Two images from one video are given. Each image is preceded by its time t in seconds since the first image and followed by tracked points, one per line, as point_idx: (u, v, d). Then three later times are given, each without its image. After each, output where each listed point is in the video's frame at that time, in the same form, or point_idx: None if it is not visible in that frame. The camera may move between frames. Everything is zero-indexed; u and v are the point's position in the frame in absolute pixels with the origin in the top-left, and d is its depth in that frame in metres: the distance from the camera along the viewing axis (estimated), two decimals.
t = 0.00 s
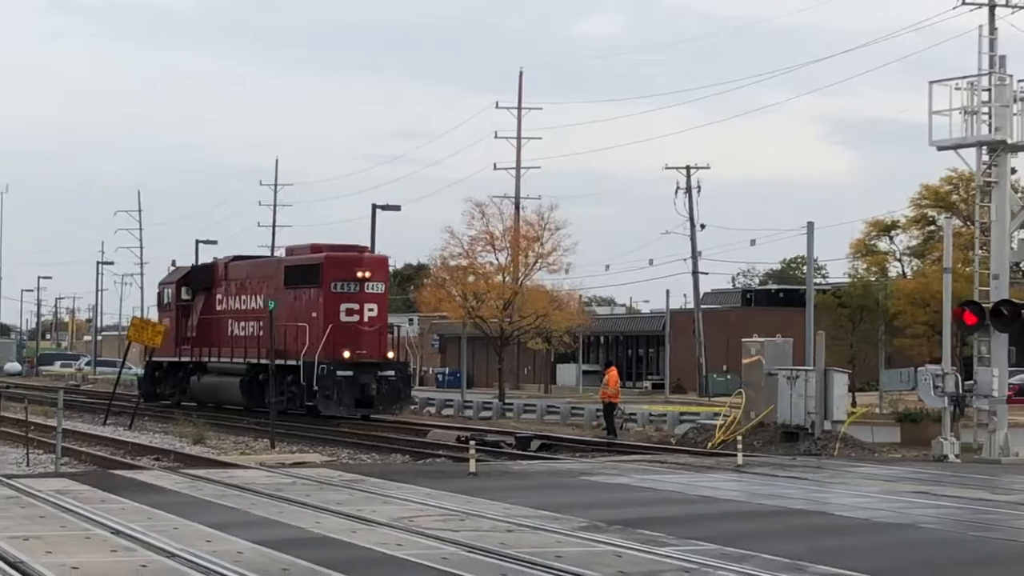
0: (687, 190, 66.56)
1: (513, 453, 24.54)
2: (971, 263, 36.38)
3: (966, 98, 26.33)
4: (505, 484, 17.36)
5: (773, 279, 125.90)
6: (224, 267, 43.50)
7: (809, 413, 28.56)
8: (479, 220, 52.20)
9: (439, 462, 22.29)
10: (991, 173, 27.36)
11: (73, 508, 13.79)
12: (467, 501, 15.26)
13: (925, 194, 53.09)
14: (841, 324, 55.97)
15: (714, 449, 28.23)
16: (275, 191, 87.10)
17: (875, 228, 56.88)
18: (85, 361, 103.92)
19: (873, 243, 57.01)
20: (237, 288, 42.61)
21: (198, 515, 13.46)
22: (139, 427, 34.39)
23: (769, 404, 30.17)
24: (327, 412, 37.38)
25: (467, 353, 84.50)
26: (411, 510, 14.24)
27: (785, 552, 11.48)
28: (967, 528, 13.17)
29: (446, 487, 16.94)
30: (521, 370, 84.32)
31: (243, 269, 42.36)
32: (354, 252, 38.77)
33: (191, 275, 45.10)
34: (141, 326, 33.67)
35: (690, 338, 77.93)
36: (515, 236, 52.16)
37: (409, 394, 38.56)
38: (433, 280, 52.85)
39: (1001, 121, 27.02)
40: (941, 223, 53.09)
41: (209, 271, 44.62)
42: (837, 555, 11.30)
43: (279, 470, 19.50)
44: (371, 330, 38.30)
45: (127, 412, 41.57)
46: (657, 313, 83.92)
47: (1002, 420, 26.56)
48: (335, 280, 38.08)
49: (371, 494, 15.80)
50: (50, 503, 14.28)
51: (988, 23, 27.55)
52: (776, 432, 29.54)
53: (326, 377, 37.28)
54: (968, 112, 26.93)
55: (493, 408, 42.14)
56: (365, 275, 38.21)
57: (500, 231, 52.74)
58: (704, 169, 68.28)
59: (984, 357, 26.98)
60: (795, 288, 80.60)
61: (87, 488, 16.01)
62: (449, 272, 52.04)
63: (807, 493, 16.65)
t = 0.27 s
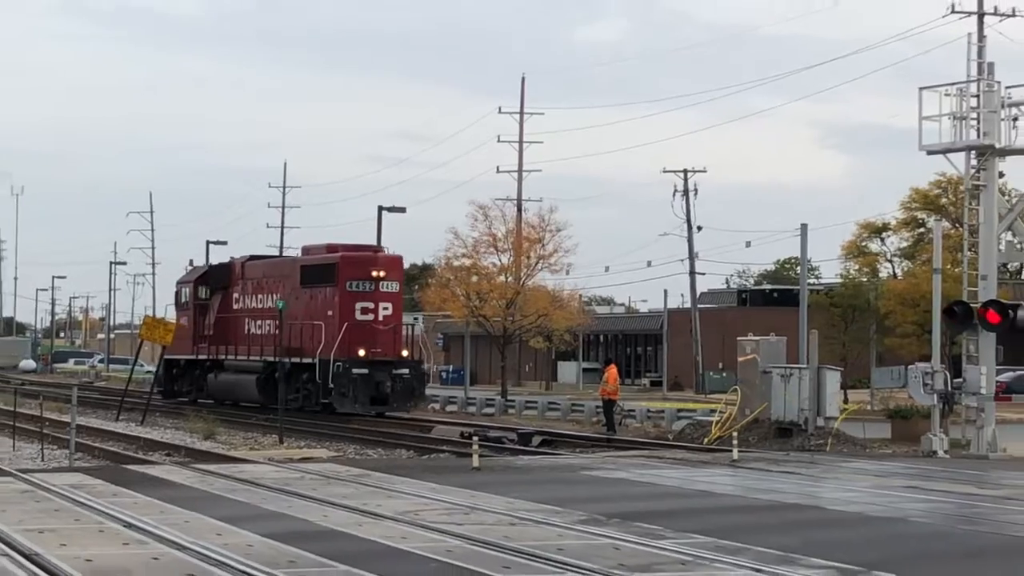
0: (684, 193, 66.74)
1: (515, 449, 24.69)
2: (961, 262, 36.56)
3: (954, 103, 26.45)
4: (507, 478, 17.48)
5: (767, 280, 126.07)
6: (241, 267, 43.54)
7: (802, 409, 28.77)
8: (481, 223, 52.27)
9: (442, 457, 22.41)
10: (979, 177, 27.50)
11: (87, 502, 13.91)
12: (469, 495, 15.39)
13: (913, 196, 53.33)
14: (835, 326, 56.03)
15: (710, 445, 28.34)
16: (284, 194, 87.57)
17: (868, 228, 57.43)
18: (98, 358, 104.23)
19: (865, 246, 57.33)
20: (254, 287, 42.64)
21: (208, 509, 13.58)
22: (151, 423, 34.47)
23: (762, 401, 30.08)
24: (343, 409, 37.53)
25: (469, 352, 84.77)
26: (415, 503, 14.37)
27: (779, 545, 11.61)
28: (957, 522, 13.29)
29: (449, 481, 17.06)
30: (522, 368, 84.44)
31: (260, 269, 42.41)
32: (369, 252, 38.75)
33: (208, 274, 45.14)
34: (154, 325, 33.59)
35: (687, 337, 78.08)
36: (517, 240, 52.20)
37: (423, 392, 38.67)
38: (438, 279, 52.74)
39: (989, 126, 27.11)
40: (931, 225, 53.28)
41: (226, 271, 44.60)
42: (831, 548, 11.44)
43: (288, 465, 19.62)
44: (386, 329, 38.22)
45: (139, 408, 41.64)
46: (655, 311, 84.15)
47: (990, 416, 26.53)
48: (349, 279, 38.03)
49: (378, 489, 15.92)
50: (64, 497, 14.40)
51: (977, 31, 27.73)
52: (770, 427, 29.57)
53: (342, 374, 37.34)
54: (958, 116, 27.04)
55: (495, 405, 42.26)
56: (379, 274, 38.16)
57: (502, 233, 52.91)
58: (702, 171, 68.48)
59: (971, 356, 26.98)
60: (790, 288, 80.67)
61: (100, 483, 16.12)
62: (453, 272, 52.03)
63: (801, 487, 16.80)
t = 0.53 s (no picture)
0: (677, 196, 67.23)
1: (517, 442, 24.95)
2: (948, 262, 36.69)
3: (934, 113, 26.59)
4: (507, 470, 17.71)
5: (757, 282, 126.26)
6: (261, 267, 43.84)
7: (789, 404, 28.89)
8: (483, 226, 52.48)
9: (446, 449, 22.69)
10: (957, 184, 27.69)
11: (107, 491, 14.22)
12: (472, 485, 15.64)
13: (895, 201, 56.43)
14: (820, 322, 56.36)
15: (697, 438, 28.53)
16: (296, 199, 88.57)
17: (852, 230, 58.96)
18: (117, 353, 105.20)
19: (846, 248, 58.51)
20: (274, 287, 42.94)
21: (225, 498, 13.83)
22: (169, 417, 34.87)
23: (752, 397, 30.33)
24: (359, 404, 37.68)
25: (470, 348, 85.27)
26: (420, 493, 14.63)
27: (770, 534, 11.82)
28: (938, 512, 13.49)
29: (453, 472, 17.32)
30: (522, 364, 84.81)
31: (279, 269, 42.71)
32: (384, 253, 39.00)
33: (229, 274, 45.40)
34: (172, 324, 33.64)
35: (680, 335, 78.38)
36: (518, 242, 52.37)
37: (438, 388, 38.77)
38: (441, 281, 53.07)
39: (967, 135, 27.24)
40: (911, 228, 56.21)
41: (247, 271, 44.79)
42: (820, 536, 11.64)
43: (298, 457, 19.93)
44: (401, 328, 38.42)
45: (159, 403, 42.03)
46: (649, 309, 84.56)
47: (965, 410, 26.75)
48: (365, 280, 38.27)
49: (385, 479, 16.16)
50: (85, 487, 14.72)
51: (956, 45, 28.05)
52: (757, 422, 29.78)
53: (359, 371, 37.53)
54: (937, 126, 27.22)
55: (496, 400, 42.54)
56: (395, 275, 38.38)
57: (503, 236, 53.06)
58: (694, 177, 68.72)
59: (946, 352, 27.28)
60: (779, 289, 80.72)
61: (120, 473, 16.44)
62: (456, 274, 52.25)
63: (794, 479, 17.00)
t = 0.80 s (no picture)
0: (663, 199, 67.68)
1: (511, 434, 25.26)
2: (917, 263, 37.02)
3: (906, 124, 26.78)
4: (501, 460, 18.00)
5: (736, 283, 126.75)
6: (275, 268, 44.14)
7: (768, 398, 29.30)
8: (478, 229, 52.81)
9: (443, 441, 23.00)
10: (927, 191, 27.88)
11: (123, 480, 14.55)
12: (468, 474, 15.94)
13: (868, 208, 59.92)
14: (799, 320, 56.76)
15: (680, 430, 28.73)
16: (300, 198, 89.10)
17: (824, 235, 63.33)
18: (133, 350, 106.03)
19: (823, 251, 61.36)
20: (287, 287, 43.25)
21: (236, 487, 14.10)
22: (182, 410, 35.24)
23: (733, 390, 30.54)
24: (369, 398, 37.64)
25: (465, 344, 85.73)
26: (418, 482, 14.92)
27: (749, 521, 12.09)
28: (908, 500, 13.77)
29: (449, 462, 17.62)
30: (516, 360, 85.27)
31: (293, 270, 43.02)
32: (393, 254, 39.33)
33: (244, 274, 45.64)
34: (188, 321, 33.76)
35: (666, 332, 78.64)
36: (512, 244, 52.62)
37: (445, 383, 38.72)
38: (439, 282, 53.65)
39: (937, 144, 27.48)
40: (883, 232, 60.22)
41: (262, 271, 45.03)
42: (797, 523, 11.92)
43: (304, 447, 20.26)
44: (410, 327, 38.64)
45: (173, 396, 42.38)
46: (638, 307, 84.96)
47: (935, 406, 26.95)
48: (375, 280, 38.54)
49: (387, 469, 16.45)
50: (101, 475, 15.06)
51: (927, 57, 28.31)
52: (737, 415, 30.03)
53: (368, 367, 37.67)
54: (908, 136, 27.43)
55: (492, 393, 42.87)
56: (403, 275, 38.65)
57: (499, 239, 53.31)
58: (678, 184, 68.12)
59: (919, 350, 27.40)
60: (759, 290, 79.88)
61: (135, 462, 16.78)
62: (453, 275, 52.59)
63: (776, 469, 17.27)
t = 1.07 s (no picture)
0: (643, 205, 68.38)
1: (499, 428, 25.54)
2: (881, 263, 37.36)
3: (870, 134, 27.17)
4: (487, 453, 18.26)
5: (712, 286, 127.21)
6: (279, 270, 44.32)
7: (742, 394, 29.69)
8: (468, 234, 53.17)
9: (434, 434, 23.27)
10: (890, 199, 28.29)
11: (130, 473, 14.78)
12: (456, 467, 16.20)
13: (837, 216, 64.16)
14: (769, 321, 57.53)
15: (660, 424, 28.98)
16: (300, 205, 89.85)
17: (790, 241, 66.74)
18: (140, 349, 106.42)
19: (793, 255, 65.00)
20: (291, 288, 43.45)
21: (236, 480, 14.31)
22: (185, 406, 35.44)
23: (710, 386, 30.80)
24: (370, 396, 38.01)
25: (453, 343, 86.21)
26: (410, 474, 15.17)
27: (722, 510, 12.35)
28: (873, 490, 14.09)
29: (440, 455, 17.85)
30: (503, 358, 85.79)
31: (296, 271, 43.20)
32: (392, 256, 39.46)
33: (250, 276, 45.81)
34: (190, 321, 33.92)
35: (645, 332, 78.92)
36: (501, 247, 52.69)
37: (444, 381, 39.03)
38: (430, 285, 54.07)
39: (900, 154, 27.83)
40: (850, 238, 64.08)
41: (267, 273, 45.19)
42: (768, 512, 12.19)
43: (302, 441, 20.51)
44: (409, 327, 38.81)
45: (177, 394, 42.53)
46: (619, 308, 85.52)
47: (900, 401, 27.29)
48: (375, 281, 38.70)
49: (380, 462, 16.70)
50: (108, 468, 15.31)
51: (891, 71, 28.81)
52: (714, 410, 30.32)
53: (369, 365, 37.93)
54: (872, 145, 27.82)
55: (479, 390, 43.19)
56: (403, 277, 38.80)
57: (487, 243, 53.61)
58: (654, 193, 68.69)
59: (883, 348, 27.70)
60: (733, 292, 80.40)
61: (139, 456, 17.00)
62: (444, 278, 52.96)
63: (751, 462, 17.55)
